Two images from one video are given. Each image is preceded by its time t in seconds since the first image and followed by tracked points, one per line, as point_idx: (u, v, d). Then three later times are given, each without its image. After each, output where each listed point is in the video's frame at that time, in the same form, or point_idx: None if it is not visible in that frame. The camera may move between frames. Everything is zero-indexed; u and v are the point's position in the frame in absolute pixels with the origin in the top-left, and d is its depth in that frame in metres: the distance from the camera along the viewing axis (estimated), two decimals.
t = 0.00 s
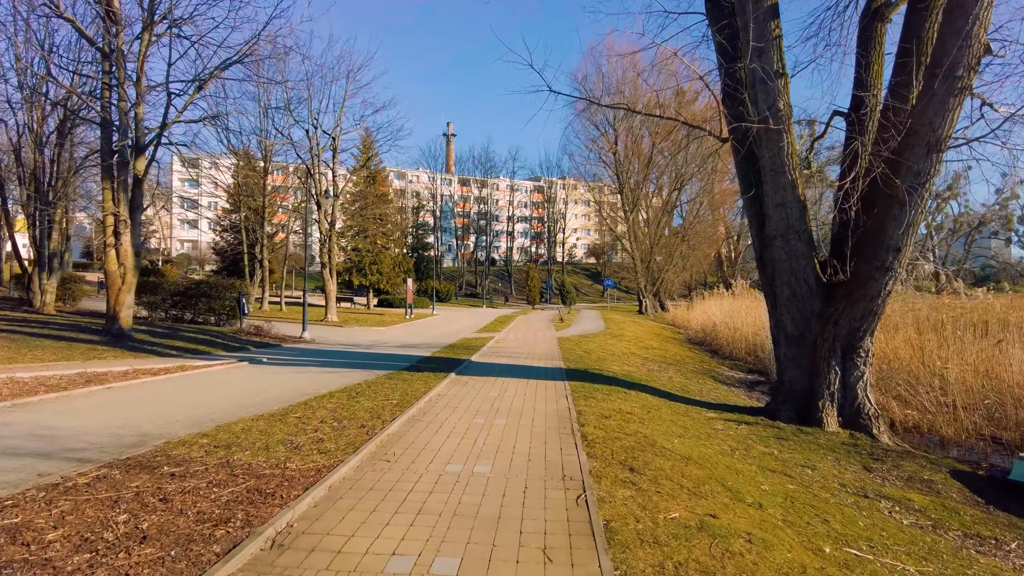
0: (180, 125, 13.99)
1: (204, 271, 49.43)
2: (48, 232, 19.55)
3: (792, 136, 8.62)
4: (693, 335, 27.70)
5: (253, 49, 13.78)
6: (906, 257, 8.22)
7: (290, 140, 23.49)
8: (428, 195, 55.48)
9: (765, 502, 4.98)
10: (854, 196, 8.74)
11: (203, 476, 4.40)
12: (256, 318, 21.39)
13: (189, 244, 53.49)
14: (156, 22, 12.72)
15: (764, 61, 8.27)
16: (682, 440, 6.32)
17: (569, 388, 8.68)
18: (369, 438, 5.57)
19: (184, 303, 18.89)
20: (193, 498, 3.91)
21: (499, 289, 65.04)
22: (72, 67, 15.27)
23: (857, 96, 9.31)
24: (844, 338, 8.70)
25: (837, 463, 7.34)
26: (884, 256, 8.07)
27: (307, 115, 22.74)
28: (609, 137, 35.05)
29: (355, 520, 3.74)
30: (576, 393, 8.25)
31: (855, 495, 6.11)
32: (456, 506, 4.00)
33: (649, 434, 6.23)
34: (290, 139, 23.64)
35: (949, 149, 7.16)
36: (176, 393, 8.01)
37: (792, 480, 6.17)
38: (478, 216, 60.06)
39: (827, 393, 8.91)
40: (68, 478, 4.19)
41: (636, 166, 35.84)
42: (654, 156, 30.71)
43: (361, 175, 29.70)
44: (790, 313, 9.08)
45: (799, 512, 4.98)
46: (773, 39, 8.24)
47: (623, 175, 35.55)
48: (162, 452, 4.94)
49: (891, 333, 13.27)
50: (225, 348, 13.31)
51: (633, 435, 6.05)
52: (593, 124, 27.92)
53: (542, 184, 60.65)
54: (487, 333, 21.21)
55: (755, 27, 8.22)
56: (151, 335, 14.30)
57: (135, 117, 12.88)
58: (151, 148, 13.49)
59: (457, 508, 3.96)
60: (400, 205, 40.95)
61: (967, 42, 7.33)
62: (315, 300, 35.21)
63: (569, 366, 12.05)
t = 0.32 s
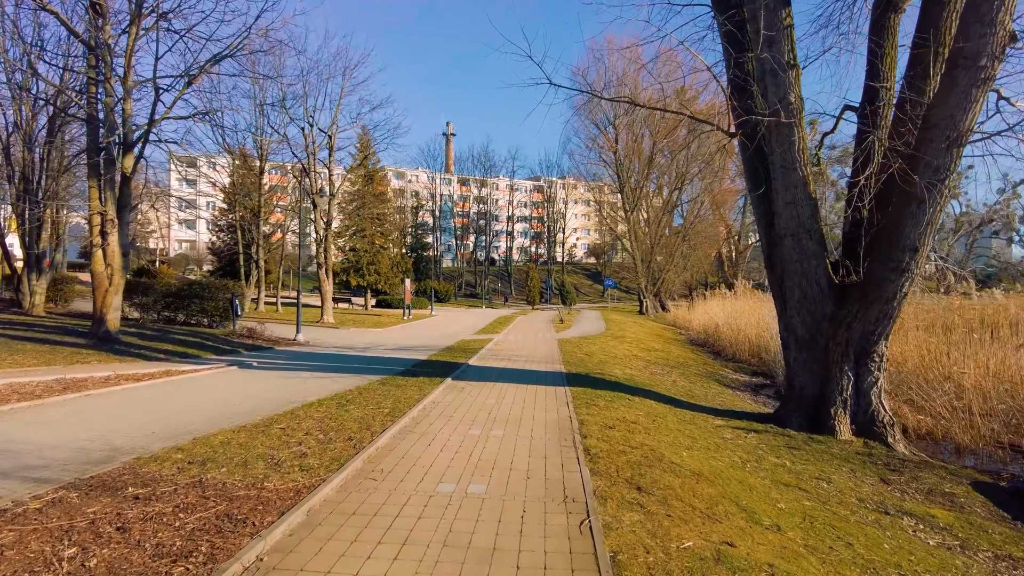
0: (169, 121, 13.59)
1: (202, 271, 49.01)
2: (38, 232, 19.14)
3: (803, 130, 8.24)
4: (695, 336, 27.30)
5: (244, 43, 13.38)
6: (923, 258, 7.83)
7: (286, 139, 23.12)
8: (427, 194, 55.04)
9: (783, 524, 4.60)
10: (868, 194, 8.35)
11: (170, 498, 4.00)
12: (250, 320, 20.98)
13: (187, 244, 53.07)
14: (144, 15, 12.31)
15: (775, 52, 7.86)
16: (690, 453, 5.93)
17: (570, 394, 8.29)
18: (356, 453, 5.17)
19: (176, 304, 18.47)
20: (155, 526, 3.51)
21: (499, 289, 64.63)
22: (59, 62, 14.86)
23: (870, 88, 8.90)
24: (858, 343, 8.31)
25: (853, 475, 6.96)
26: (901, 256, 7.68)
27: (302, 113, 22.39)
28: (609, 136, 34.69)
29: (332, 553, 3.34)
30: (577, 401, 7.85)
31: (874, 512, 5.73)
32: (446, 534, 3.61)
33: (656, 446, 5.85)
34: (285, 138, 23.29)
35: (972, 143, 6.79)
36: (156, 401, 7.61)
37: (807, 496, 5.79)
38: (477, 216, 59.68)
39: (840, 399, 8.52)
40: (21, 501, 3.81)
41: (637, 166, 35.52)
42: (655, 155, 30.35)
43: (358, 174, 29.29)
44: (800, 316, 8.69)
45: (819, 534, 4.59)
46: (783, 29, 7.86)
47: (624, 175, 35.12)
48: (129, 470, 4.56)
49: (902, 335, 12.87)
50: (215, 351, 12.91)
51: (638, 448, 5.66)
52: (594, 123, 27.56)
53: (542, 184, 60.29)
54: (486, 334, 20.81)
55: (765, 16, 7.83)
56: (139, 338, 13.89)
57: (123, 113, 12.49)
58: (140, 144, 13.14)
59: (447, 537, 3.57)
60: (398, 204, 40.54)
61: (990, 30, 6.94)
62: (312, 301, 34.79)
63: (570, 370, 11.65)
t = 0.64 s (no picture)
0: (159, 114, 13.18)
1: (200, 271, 48.61)
2: (28, 229, 18.75)
3: (818, 120, 7.86)
4: (697, 336, 26.94)
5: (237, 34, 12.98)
6: (945, 253, 7.43)
7: (282, 136, 22.74)
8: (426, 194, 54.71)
9: (810, 540, 4.22)
10: (886, 187, 7.96)
11: (138, 514, 3.60)
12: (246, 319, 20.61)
13: (185, 243, 52.66)
14: (133, 5, 11.92)
15: (790, 36, 7.49)
16: (704, 461, 5.55)
17: (574, 397, 7.93)
18: (345, 462, 4.78)
19: (169, 303, 18.11)
20: (112, 547, 3.11)
21: (499, 289, 64.24)
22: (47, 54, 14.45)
23: (885, 76, 8.45)
24: (875, 343, 7.93)
25: (876, 482, 6.56)
26: (922, 252, 7.28)
27: (299, 110, 22.02)
28: (610, 135, 34.32)
29: None
30: (581, 404, 7.48)
31: (901, 524, 5.35)
32: (442, 557, 3.23)
33: (668, 453, 5.47)
34: (282, 135, 22.89)
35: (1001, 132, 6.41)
36: (139, 403, 7.22)
37: (832, 506, 5.40)
38: (477, 216, 59.25)
39: (855, 403, 8.14)
40: None
41: (638, 165, 35.16)
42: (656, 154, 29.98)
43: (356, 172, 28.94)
44: (814, 315, 8.30)
45: (851, 552, 4.21)
46: (798, 12, 7.48)
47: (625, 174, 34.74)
48: (95, 482, 4.16)
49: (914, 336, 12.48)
50: (206, 352, 12.53)
51: (649, 455, 5.28)
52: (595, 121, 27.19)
53: (542, 184, 59.93)
54: (485, 334, 20.47)
55: None
56: (129, 338, 13.51)
57: (110, 106, 12.11)
58: (129, 138, 12.77)
59: (443, 560, 3.18)
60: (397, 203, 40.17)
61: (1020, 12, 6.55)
62: (310, 301, 34.40)
63: (572, 370, 11.27)
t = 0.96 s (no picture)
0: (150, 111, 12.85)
1: (198, 271, 48.24)
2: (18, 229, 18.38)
3: (833, 116, 7.50)
4: (699, 338, 26.58)
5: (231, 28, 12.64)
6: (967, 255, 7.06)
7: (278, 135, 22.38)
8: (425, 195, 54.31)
9: (837, 569, 3.86)
10: (904, 186, 7.59)
11: (96, 544, 3.24)
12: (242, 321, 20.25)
13: (183, 244, 52.29)
14: None
15: (805, 26, 7.14)
16: (717, 477, 5.18)
17: (577, 406, 7.56)
18: (331, 481, 4.42)
19: (162, 305, 17.75)
20: None
21: (499, 290, 63.85)
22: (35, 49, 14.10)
23: (900, 67, 8.09)
24: (892, 350, 7.55)
25: (897, 497, 6.21)
26: (943, 253, 6.91)
27: (295, 109, 21.67)
28: (611, 135, 33.95)
29: None
30: (584, 413, 7.11)
31: (929, 545, 4.99)
32: None
33: (680, 469, 5.10)
34: (278, 134, 22.53)
35: None
36: (119, 413, 6.86)
37: (854, 526, 5.04)
38: (477, 217, 58.82)
39: (871, 411, 7.78)
40: None
41: (639, 165, 34.80)
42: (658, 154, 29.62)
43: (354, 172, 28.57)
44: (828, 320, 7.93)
45: None
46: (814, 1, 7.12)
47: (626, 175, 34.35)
48: (56, 505, 3.81)
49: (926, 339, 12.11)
50: (197, 355, 12.16)
51: (659, 472, 4.92)
52: (596, 121, 26.84)
53: (542, 184, 59.59)
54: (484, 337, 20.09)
55: None
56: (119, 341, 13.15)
57: (98, 102, 11.76)
58: (118, 136, 12.43)
59: None
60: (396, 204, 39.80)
61: None
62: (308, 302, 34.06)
63: (574, 376, 10.91)
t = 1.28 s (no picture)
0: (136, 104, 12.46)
1: (194, 270, 47.83)
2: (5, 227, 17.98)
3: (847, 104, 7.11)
4: (700, 338, 26.18)
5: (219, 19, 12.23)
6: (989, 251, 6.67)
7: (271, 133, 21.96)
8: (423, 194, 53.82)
9: None
10: (922, 178, 7.20)
11: None
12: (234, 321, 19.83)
13: (179, 244, 51.83)
14: None
15: (819, 7, 6.76)
16: (729, 489, 4.80)
17: (578, 410, 7.17)
18: (309, 497, 4.03)
19: (151, 304, 17.35)
20: None
21: (498, 290, 63.43)
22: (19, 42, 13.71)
23: (915, 52, 7.68)
24: (909, 350, 7.16)
25: (919, 508, 5.82)
26: (964, 249, 6.52)
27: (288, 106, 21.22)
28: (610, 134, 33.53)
29: None
30: (585, 418, 6.71)
31: (960, 563, 4.60)
32: None
33: (689, 480, 4.72)
34: (271, 131, 22.11)
35: None
36: (92, 418, 6.46)
37: (878, 543, 4.65)
38: (476, 216, 58.40)
39: (885, 415, 7.40)
40: None
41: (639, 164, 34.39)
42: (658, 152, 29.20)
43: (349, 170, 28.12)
44: (840, 319, 7.54)
45: None
46: None
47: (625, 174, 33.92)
48: None
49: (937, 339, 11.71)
50: (183, 356, 11.74)
51: (667, 484, 4.53)
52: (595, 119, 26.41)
53: (541, 184, 59.17)
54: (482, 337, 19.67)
55: None
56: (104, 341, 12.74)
57: (80, 94, 11.36)
58: (102, 130, 12.05)
59: None
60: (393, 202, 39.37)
61: None
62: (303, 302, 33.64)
63: (575, 378, 10.51)
